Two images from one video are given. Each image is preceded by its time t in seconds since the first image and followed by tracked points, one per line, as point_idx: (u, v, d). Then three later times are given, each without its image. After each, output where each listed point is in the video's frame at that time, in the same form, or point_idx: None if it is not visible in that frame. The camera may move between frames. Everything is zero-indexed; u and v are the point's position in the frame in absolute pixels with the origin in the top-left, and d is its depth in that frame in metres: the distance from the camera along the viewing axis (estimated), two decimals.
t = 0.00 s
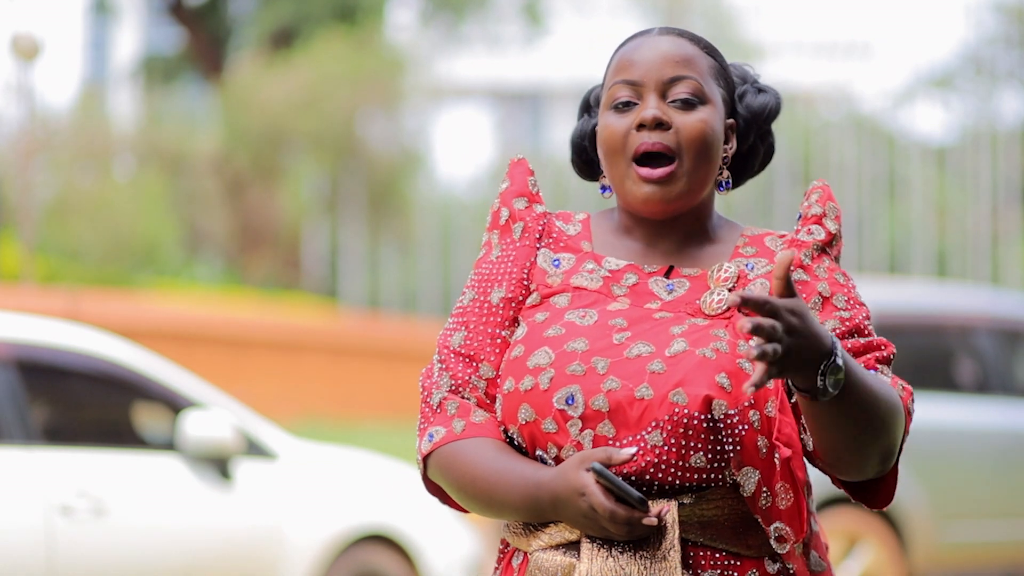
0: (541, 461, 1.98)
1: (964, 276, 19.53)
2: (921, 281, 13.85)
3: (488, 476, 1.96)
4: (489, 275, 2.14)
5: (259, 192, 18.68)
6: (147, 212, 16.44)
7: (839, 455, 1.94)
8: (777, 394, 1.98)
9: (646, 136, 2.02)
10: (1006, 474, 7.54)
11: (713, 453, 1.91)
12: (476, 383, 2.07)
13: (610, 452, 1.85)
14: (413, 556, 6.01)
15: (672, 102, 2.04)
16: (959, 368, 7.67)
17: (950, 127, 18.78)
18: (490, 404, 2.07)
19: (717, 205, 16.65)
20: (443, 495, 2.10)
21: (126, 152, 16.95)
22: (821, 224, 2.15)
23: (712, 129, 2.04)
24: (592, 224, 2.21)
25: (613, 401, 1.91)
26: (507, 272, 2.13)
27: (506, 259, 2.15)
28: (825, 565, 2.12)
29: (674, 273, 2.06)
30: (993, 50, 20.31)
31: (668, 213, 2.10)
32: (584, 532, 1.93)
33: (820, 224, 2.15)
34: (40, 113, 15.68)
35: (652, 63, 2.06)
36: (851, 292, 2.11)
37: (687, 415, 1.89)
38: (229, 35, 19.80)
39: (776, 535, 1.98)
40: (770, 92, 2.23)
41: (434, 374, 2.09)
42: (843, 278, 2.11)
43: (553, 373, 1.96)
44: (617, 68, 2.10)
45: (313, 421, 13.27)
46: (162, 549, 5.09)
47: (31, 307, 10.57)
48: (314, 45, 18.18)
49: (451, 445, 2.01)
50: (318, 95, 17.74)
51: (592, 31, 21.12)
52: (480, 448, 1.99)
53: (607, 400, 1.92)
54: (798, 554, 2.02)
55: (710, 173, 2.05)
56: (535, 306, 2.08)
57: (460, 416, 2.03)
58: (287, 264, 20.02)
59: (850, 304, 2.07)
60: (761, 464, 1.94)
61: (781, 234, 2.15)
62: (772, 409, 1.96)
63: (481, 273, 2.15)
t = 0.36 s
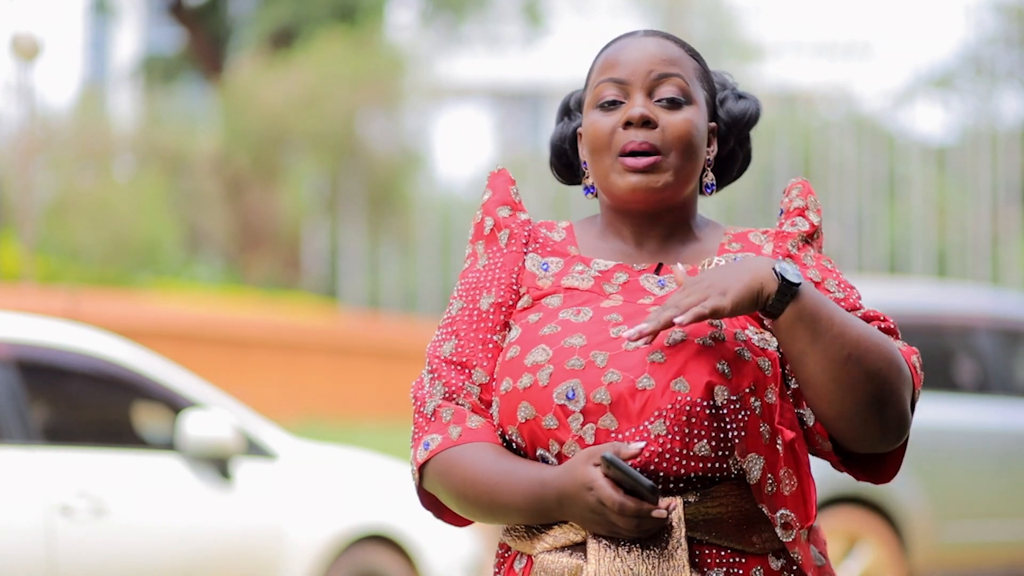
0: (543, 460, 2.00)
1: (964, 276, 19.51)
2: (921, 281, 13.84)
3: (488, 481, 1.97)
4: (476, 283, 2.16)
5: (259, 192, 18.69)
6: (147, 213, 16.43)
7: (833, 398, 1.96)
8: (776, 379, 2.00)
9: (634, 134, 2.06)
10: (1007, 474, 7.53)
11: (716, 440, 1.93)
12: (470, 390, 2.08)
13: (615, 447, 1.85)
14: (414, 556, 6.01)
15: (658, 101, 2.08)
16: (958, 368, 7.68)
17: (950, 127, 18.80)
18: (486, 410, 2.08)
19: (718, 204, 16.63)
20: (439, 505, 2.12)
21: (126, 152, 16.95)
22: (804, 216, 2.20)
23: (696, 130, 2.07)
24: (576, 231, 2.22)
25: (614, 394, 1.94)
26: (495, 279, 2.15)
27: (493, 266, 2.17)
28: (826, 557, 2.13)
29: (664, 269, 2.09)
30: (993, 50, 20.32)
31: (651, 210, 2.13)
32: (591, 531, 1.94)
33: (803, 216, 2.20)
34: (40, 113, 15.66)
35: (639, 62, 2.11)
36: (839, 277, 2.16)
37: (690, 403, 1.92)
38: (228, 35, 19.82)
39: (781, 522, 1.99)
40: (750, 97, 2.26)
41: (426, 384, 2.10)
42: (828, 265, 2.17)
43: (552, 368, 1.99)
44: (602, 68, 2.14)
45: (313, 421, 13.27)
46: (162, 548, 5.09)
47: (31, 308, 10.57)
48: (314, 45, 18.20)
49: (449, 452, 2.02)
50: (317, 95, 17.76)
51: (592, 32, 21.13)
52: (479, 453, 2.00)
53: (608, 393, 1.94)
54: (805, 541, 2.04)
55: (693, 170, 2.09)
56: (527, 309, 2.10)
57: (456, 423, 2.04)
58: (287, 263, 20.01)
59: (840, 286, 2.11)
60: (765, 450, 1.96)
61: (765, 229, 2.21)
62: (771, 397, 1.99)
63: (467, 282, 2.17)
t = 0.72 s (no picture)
0: (540, 463, 2.00)
1: (964, 276, 19.50)
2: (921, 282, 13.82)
3: (484, 487, 1.96)
4: (463, 291, 2.16)
5: (259, 192, 18.69)
6: (147, 213, 16.42)
7: (821, 372, 1.94)
8: (769, 369, 1.99)
9: (609, 135, 2.07)
10: (1007, 474, 7.53)
11: (715, 433, 1.94)
12: (462, 396, 2.09)
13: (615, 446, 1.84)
14: (413, 556, 6.01)
15: (634, 101, 2.09)
16: (958, 369, 7.67)
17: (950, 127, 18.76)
18: (479, 416, 2.09)
19: (719, 204, 16.63)
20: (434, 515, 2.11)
21: (126, 152, 16.94)
22: (787, 209, 2.18)
23: (674, 126, 2.08)
24: (559, 235, 2.23)
25: (610, 391, 1.94)
26: (482, 286, 2.15)
27: (479, 274, 2.17)
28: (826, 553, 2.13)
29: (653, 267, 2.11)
30: (993, 50, 20.30)
31: (633, 211, 2.14)
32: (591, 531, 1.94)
33: (786, 209, 2.19)
34: (40, 114, 15.64)
35: (613, 64, 2.11)
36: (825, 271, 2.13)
37: (687, 398, 1.92)
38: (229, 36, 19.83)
39: (781, 515, 1.99)
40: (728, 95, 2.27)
41: (416, 395, 2.10)
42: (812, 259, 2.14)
43: (545, 370, 1.98)
44: (577, 73, 2.15)
45: (312, 421, 13.26)
46: (162, 548, 5.09)
47: (31, 308, 10.56)
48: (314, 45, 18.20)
49: (444, 460, 2.02)
50: (317, 96, 17.76)
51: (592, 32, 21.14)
52: (473, 460, 2.00)
53: (604, 391, 1.94)
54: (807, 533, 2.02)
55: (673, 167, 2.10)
56: (517, 312, 2.10)
57: (449, 431, 2.04)
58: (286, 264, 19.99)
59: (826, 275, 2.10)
60: (763, 443, 1.96)
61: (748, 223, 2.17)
62: (767, 388, 1.98)
63: (455, 291, 2.17)
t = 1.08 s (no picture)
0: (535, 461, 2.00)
1: (964, 276, 19.51)
2: (921, 281, 13.81)
3: (481, 482, 1.96)
4: (469, 282, 2.16)
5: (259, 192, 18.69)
6: (147, 212, 16.42)
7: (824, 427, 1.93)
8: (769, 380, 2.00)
9: (614, 145, 2.06)
10: (1006, 474, 7.53)
11: (710, 442, 1.94)
12: (462, 389, 2.08)
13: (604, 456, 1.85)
14: (413, 556, 6.02)
15: (642, 109, 2.08)
16: (958, 368, 7.67)
17: (950, 127, 18.77)
18: (478, 410, 2.09)
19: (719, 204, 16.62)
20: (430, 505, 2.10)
21: (126, 152, 16.95)
22: (800, 218, 2.19)
23: (683, 136, 2.08)
24: (569, 229, 2.22)
25: (609, 395, 1.95)
26: (488, 278, 2.14)
27: (486, 265, 2.17)
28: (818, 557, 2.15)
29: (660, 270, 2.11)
30: (993, 50, 20.30)
31: (643, 213, 2.14)
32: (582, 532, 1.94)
33: (799, 218, 2.20)
34: (40, 114, 15.65)
35: (625, 69, 2.09)
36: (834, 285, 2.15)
37: (685, 405, 1.92)
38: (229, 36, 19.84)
39: (771, 527, 2.00)
40: (752, 84, 2.26)
41: (417, 384, 2.09)
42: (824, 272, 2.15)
43: (546, 370, 1.99)
44: (589, 75, 2.13)
45: (312, 421, 13.26)
46: (162, 547, 5.09)
47: (31, 308, 10.56)
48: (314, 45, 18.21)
49: (440, 452, 2.02)
50: (318, 95, 17.77)
51: (592, 32, 21.13)
52: (470, 453, 2.00)
53: (603, 394, 1.95)
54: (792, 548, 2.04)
55: (682, 174, 2.10)
56: (521, 308, 2.10)
57: (448, 422, 2.04)
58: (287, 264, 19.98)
59: (834, 299, 2.10)
60: (756, 453, 1.97)
61: (761, 231, 2.21)
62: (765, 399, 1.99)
63: (461, 281, 2.17)
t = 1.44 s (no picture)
0: (519, 463, 2.01)
1: (964, 276, 19.50)
2: (922, 281, 13.83)
3: (465, 474, 1.97)
4: (477, 271, 2.17)
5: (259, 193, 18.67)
6: (148, 213, 16.40)
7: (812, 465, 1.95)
8: (757, 402, 1.97)
9: (629, 146, 2.07)
10: (1007, 474, 7.53)
11: (688, 460, 1.93)
12: (460, 380, 2.09)
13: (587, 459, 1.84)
14: (414, 556, 6.02)
15: (659, 110, 2.08)
16: (958, 369, 7.66)
17: (950, 127, 18.78)
18: (473, 402, 2.10)
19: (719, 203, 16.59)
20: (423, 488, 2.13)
21: (125, 152, 16.94)
22: (816, 233, 2.17)
23: (701, 140, 2.08)
24: (584, 223, 2.23)
25: (591, 406, 1.94)
26: (495, 269, 2.16)
27: (495, 255, 2.18)
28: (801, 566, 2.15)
29: (661, 277, 2.10)
30: (993, 50, 20.31)
31: (654, 216, 2.14)
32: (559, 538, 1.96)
33: (816, 233, 2.18)
34: (40, 114, 15.64)
35: (644, 69, 2.09)
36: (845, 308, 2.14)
37: (663, 422, 1.91)
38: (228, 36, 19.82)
39: (748, 546, 1.99)
40: (776, 83, 2.25)
41: (419, 369, 2.11)
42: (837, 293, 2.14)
43: (532, 374, 1.99)
44: (611, 71, 2.12)
45: (312, 421, 13.26)
46: (162, 547, 5.09)
47: (31, 308, 10.55)
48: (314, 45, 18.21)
49: (431, 442, 2.03)
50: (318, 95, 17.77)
51: (592, 32, 21.13)
52: (460, 446, 2.01)
53: (585, 404, 1.94)
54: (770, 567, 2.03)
55: (700, 176, 2.10)
56: (521, 305, 2.11)
57: (442, 414, 2.05)
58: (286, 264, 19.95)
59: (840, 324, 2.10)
60: (738, 472, 1.96)
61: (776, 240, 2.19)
62: (750, 420, 1.96)
63: (470, 269, 2.19)
